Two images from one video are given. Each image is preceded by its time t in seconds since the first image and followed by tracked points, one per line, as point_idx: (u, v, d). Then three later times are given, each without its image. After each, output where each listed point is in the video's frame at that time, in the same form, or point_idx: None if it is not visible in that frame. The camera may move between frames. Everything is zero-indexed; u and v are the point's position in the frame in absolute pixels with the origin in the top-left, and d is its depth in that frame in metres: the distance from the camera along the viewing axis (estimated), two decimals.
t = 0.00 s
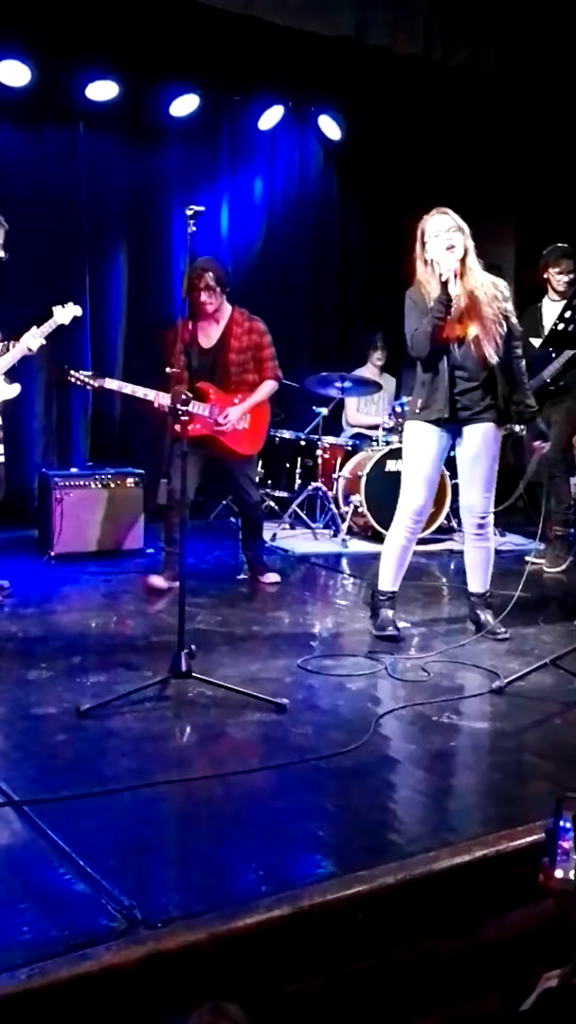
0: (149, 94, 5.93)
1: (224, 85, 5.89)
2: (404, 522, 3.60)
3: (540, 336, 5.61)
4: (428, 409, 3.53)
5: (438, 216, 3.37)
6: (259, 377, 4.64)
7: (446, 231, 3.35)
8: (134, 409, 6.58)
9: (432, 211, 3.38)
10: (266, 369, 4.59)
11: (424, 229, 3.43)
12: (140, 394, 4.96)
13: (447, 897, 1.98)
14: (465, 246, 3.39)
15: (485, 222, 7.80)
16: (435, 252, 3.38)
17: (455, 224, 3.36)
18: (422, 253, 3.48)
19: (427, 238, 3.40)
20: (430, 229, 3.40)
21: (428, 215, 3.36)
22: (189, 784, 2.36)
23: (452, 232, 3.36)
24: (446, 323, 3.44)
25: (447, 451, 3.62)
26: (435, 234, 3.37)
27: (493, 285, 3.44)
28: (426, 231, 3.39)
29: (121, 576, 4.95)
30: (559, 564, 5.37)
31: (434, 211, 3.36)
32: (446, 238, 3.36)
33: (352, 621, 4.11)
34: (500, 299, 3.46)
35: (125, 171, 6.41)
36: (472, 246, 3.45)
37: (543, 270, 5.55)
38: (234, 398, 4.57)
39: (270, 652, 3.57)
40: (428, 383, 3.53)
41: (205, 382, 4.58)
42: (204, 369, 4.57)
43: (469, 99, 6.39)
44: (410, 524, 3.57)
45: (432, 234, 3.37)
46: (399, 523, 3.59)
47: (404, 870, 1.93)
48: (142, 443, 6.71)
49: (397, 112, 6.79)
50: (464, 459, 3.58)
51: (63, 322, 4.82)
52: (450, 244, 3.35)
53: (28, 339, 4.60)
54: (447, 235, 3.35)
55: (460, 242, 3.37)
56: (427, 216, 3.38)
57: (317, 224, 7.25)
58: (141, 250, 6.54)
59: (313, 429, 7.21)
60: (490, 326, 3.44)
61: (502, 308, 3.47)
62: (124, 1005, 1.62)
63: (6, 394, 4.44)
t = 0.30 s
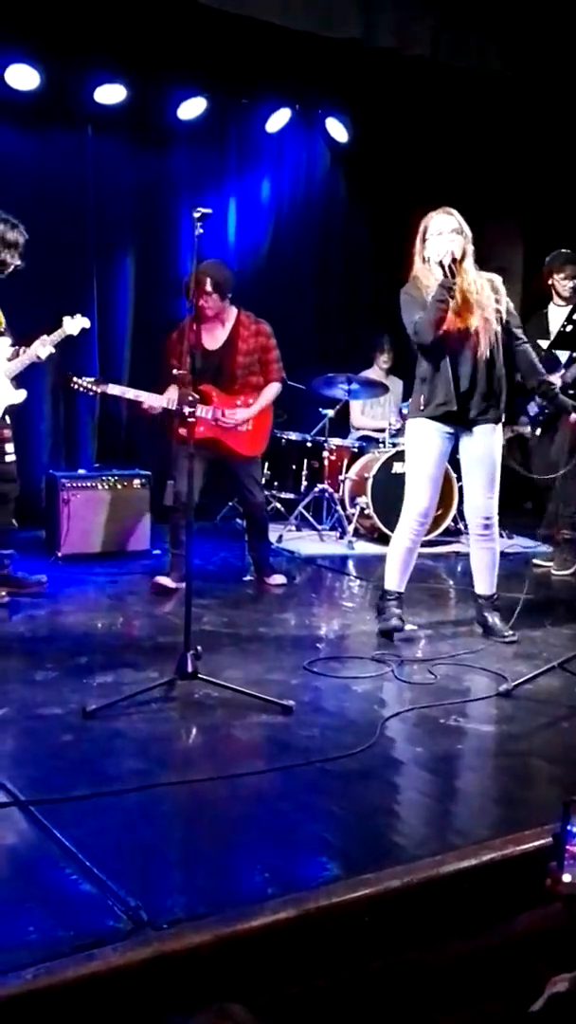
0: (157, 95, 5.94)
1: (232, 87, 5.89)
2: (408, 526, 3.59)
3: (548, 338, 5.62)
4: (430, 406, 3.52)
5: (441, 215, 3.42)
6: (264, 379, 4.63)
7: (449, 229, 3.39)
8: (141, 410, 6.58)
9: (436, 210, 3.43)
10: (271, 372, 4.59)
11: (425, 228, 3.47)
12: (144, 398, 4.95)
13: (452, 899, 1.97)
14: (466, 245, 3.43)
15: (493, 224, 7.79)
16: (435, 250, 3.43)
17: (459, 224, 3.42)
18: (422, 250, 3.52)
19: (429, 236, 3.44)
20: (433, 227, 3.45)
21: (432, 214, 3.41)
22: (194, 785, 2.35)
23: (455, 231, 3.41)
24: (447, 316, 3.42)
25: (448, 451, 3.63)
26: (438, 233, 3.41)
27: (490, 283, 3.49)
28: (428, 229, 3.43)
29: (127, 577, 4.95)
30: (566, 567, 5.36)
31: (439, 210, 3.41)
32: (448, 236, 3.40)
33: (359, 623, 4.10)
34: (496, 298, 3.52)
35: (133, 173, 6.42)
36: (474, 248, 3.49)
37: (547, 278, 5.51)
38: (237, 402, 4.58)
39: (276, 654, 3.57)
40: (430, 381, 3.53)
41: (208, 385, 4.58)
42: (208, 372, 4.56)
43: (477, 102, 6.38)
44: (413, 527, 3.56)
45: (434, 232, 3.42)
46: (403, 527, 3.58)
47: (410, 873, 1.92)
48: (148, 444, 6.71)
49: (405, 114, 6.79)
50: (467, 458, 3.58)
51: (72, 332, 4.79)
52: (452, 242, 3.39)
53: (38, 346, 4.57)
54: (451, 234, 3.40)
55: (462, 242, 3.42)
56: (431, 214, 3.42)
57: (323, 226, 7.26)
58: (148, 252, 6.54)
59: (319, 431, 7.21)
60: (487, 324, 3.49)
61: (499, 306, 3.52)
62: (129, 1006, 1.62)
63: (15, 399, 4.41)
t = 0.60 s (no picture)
0: (169, 99, 5.95)
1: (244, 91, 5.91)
2: (419, 532, 3.58)
3: (561, 344, 5.62)
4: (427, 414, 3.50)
5: (463, 218, 3.37)
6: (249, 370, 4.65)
7: (469, 233, 3.33)
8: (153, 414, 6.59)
9: (457, 214, 3.38)
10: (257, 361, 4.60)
11: (446, 229, 3.42)
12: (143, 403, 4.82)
13: (465, 905, 1.97)
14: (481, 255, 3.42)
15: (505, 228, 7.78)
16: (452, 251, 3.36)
17: (480, 230, 3.37)
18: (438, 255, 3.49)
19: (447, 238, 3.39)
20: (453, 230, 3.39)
21: (454, 216, 3.36)
22: (206, 789, 2.36)
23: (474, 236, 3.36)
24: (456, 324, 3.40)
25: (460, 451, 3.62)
26: (457, 234, 3.35)
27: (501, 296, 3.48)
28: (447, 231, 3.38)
29: (139, 580, 4.96)
30: None
31: (461, 213, 3.36)
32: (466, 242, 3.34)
33: (370, 627, 4.10)
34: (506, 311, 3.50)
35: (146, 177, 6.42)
36: (491, 254, 3.47)
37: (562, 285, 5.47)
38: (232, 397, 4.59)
39: (288, 658, 3.56)
40: (428, 386, 3.51)
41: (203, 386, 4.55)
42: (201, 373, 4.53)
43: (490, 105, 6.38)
44: (424, 533, 3.55)
45: (454, 233, 3.35)
46: (414, 533, 3.57)
47: (423, 877, 1.92)
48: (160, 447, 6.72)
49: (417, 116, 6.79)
50: (478, 455, 3.56)
51: (88, 339, 4.76)
52: (470, 247, 3.33)
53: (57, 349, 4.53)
54: (473, 238, 3.34)
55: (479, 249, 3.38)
56: (452, 217, 3.37)
57: (335, 230, 7.27)
58: (160, 256, 6.53)
59: (331, 435, 7.21)
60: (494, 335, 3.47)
61: (508, 320, 3.50)
62: (139, 1010, 1.62)
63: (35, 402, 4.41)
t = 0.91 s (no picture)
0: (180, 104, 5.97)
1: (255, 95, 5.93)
2: (430, 535, 3.58)
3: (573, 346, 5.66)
4: (451, 416, 3.51)
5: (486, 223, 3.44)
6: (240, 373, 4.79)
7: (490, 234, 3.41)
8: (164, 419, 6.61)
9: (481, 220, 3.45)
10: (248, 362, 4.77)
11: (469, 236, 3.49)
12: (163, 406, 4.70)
13: (475, 910, 1.97)
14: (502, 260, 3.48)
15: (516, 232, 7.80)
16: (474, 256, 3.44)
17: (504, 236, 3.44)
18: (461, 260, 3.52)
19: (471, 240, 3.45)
20: (476, 234, 3.47)
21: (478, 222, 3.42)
22: (217, 793, 2.36)
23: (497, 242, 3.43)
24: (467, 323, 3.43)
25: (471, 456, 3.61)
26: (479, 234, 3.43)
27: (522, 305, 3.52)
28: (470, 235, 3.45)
29: (150, 585, 4.97)
30: None
31: (485, 219, 3.42)
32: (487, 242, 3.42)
33: (381, 631, 4.10)
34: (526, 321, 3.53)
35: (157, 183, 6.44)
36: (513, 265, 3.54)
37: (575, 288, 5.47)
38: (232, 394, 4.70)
39: (299, 662, 3.57)
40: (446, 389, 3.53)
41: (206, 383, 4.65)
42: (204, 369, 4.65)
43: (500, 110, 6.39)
44: (435, 536, 3.55)
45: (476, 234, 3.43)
46: (425, 536, 3.57)
47: (434, 881, 1.92)
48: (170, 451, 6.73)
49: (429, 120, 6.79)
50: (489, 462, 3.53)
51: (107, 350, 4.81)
52: (489, 251, 3.40)
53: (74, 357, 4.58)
54: (496, 244, 3.41)
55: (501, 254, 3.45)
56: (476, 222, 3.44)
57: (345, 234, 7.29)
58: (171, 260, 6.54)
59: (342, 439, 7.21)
60: (511, 343, 3.47)
61: (527, 330, 3.53)
62: (150, 1014, 1.62)
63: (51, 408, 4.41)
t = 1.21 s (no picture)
0: (187, 106, 5.99)
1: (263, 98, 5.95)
2: (429, 538, 3.57)
3: None
4: (440, 423, 3.51)
5: (499, 236, 3.37)
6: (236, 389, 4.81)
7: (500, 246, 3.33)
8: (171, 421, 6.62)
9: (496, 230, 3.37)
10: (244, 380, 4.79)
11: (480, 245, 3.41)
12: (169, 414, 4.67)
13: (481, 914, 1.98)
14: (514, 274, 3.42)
15: (522, 236, 7.81)
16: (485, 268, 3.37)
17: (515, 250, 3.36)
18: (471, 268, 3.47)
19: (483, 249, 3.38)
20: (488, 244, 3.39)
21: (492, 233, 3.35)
22: (224, 796, 2.36)
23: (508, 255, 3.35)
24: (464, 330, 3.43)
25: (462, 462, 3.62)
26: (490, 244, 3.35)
27: (528, 326, 3.50)
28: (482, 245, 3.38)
29: (156, 588, 4.98)
30: None
31: (497, 230, 3.36)
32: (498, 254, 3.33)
33: (387, 634, 4.10)
34: (530, 343, 3.52)
35: (165, 185, 6.44)
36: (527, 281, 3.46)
37: None
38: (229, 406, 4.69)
39: (306, 665, 3.56)
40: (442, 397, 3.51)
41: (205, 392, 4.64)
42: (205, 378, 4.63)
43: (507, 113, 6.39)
44: (435, 540, 3.54)
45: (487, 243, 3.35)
46: (424, 540, 3.56)
47: (439, 885, 1.93)
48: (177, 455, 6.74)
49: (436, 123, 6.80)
50: (482, 466, 3.56)
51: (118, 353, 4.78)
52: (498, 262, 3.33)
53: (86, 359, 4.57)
54: (505, 257, 3.32)
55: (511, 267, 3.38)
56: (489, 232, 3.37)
57: (353, 237, 7.29)
58: (180, 263, 6.54)
59: (349, 442, 7.22)
60: (508, 362, 3.48)
61: (528, 352, 3.52)
62: (158, 1015, 1.63)
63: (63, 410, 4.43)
